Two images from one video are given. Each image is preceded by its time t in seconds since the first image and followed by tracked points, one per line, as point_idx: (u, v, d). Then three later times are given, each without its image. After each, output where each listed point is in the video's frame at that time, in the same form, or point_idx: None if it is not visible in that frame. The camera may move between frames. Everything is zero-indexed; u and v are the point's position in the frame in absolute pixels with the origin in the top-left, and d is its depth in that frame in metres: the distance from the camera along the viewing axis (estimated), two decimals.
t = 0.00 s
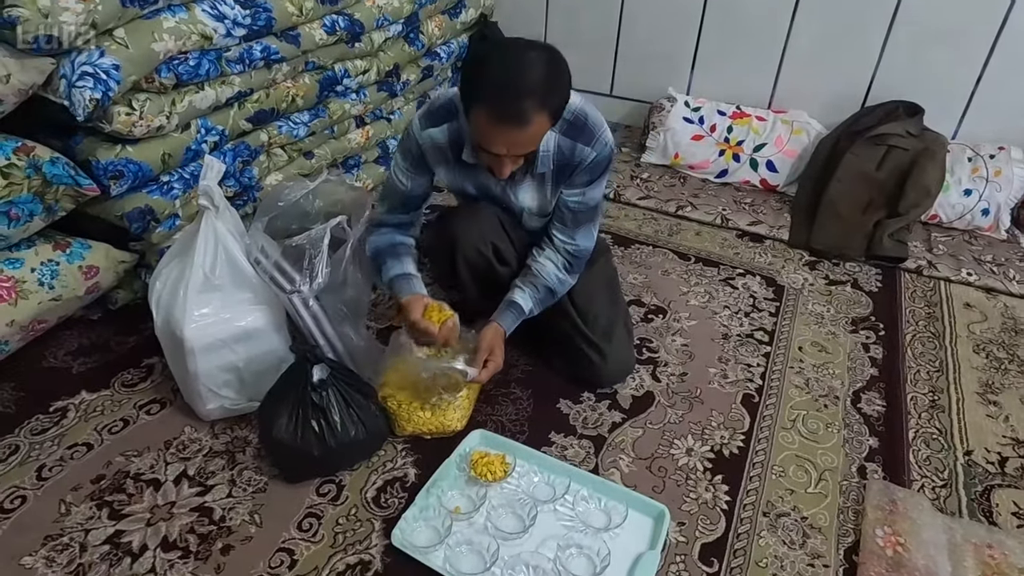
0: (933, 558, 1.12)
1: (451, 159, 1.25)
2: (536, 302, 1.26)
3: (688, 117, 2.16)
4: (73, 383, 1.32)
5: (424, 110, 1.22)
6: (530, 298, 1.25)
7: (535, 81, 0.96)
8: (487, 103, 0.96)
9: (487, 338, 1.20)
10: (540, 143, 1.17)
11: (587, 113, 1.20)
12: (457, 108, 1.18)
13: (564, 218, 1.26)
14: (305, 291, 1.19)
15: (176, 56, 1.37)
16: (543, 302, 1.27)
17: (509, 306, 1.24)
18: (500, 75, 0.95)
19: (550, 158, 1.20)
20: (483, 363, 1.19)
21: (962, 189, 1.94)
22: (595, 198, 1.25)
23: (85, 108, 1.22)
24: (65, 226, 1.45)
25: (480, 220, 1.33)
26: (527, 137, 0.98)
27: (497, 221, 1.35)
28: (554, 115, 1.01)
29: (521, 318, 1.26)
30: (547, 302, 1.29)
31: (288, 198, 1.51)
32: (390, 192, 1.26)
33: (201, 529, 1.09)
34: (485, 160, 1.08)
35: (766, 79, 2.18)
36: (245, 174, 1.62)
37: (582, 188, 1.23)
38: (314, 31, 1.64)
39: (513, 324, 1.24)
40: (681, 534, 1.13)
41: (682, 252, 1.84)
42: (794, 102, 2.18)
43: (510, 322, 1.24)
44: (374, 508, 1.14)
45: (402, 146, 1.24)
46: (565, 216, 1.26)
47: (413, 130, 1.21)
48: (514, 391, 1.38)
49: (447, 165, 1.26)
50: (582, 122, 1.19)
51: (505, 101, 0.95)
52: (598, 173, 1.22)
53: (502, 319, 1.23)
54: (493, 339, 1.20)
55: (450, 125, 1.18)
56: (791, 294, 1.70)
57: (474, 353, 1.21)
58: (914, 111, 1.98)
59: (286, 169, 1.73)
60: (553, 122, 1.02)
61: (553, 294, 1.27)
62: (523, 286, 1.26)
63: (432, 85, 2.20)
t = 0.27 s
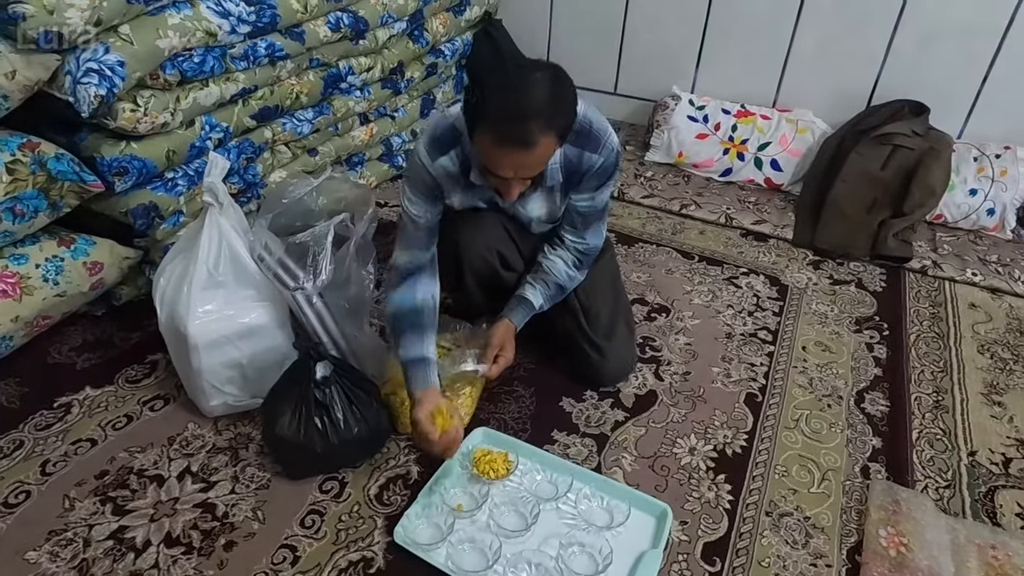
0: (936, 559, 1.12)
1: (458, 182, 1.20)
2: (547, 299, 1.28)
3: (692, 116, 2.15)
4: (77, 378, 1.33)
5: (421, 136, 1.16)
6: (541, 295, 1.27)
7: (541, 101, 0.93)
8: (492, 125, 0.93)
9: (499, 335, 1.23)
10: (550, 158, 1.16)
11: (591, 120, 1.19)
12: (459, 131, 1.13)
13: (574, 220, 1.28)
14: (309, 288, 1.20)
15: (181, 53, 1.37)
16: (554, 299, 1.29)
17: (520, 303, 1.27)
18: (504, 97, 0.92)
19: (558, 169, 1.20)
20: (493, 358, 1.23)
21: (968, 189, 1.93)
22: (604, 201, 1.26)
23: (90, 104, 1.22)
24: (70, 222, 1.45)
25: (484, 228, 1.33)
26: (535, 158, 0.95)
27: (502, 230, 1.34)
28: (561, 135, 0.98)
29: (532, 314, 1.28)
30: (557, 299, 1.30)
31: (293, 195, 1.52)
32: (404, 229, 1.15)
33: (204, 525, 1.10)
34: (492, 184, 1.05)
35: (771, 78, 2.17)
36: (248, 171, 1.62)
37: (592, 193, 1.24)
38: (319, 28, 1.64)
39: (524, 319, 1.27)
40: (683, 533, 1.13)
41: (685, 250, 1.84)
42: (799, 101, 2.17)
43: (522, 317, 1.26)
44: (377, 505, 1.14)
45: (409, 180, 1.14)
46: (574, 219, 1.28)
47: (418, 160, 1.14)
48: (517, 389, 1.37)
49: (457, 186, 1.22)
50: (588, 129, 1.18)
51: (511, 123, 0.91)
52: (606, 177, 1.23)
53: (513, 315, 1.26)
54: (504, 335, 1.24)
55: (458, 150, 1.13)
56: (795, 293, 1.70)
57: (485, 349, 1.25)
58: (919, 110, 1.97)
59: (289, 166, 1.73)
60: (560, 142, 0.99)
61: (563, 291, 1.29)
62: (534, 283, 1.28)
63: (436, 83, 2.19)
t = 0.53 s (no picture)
0: (939, 557, 1.12)
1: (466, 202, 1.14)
2: (555, 297, 1.29)
3: (696, 114, 2.15)
4: (81, 374, 1.33)
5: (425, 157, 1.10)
6: (549, 293, 1.28)
7: (554, 130, 0.87)
8: (502, 156, 0.87)
9: (507, 333, 1.24)
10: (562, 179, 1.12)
11: (600, 131, 1.14)
12: (466, 154, 1.08)
13: (581, 226, 1.26)
14: (313, 284, 1.20)
15: (185, 49, 1.37)
16: (562, 297, 1.30)
17: (528, 301, 1.27)
18: (514, 127, 0.86)
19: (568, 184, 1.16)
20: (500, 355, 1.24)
21: (972, 188, 1.93)
22: (612, 207, 1.24)
23: (95, 100, 1.22)
24: (74, 218, 1.46)
25: (491, 238, 1.33)
26: (547, 189, 0.90)
27: (507, 239, 1.34)
28: (574, 160, 0.92)
29: (540, 311, 1.29)
30: (564, 296, 1.31)
31: (296, 191, 1.52)
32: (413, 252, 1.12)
33: (207, 520, 1.10)
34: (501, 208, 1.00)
35: (775, 76, 2.16)
36: (252, 168, 1.62)
37: (600, 201, 1.22)
38: (322, 25, 1.64)
39: (531, 317, 1.28)
40: (685, 530, 1.13)
41: (688, 248, 1.83)
42: (803, 99, 2.17)
43: (529, 315, 1.27)
44: (380, 501, 1.14)
45: (416, 203, 1.10)
46: (581, 225, 1.26)
47: (425, 183, 1.09)
48: (520, 386, 1.38)
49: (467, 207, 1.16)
50: (596, 141, 1.13)
51: (523, 156, 0.86)
52: (614, 185, 1.20)
53: (520, 313, 1.27)
54: (512, 333, 1.25)
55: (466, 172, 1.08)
56: (798, 292, 1.70)
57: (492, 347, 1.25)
58: (924, 109, 1.97)
59: (293, 162, 1.74)
60: (572, 168, 0.94)
61: (571, 290, 1.29)
62: (542, 282, 1.28)
63: (440, 80, 2.19)
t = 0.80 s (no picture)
0: (938, 554, 1.12)
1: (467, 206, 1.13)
2: (555, 299, 1.29)
3: (697, 112, 2.15)
4: (82, 370, 1.33)
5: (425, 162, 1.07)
6: (549, 295, 1.28)
7: (553, 151, 0.87)
8: (501, 176, 0.87)
9: (506, 333, 1.24)
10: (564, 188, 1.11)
11: (602, 139, 1.12)
12: (466, 161, 1.04)
13: (582, 231, 1.25)
14: (313, 281, 1.20)
15: (186, 46, 1.37)
16: (562, 299, 1.30)
17: (528, 303, 1.27)
18: (513, 148, 0.86)
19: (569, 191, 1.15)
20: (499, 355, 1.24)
21: (973, 186, 1.93)
22: (612, 213, 1.23)
23: (95, 97, 1.22)
24: (75, 214, 1.46)
25: (492, 240, 1.33)
26: (546, 206, 0.91)
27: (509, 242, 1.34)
28: (573, 176, 0.92)
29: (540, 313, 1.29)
30: (564, 298, 1.31)
31: (297, 188, 1.53)
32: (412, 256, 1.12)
33: (208, 516, 1.10)
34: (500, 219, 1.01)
35: (776, 73, 2.16)
36: (253, 165, 1.62)
37: (601, 207, 1.20)
38: (323, 21, 1.64)
39: (531, 319, 1.28)
40: (685, 527, 1.14)
41: (689, 246, 1.83)
42: (804, 97, 2.17)
43: (529, 317, 1.27)
44: (380, 498, 1.14)
45: (415, 209, 1.09)
46: (582, 230, 1.25)
47: (425, 190, 1.07)
48: (521, 383, 1.38)
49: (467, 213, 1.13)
50: (597, 149, 1.12)
51: (522, 177, 0.86)
52: (615, 192, 1.19)
53: (520, 314, 1.27)
54: (511, 333, 1.25)
55: (465, 180, 1.06)
56: (798, 289, 1.70)
57: (491, 347, 1.26)
58: (925, 107, 1.96)
59: (293, 159, 1.73)
60: (571, 182, 0.94)
61: (571, 291, 1.29)
62: (543, 284, 1.28)
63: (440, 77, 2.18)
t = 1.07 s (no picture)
0: (940, 554, 1.12)
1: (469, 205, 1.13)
2: (557, 296, 1.29)
3: (699, 111, 2.15)
4: (85, 367, 1.34)
5: (428, 159, 1.08)
6: (551, 292, 1.28)
7: (555, 146, 0.87)
8: (504, 172, 0.87)
9: (508, 330, 1.23)
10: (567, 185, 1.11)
11: (605, 137, 1.12)
12: (469, 157, 1.05)
13: (585, 228, 1.26)
14: (316, 279, 1.19)
15: (189, 44, 1.37)
16: (565, 296, 1.31)
17: (531, 300, 1.27)
18: (516, 143, 0.86)
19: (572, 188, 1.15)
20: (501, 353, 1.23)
21: (976, 186, 1.92)
22: (615, 210, 1.23)
23: (99, 94, 1.22)
24: (78, 211, 1.46)
25: (496, 237, 1.33)
26: (550, 201, 0.91)
27: (512, 239, 1.34)
28: (577, 172, 0.92)
29: (542, 310, 1.29)
30: (567, 296, 1.31)
31: (300, 187, 1.53)
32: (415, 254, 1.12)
33: (211, 513, 1.11)
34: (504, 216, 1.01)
35: (779, 72, 2.16)
36: (256, 163, 1.62)
37: (604, 204, 1.21)
38: (326, 19, 1.64)
39: (533, 316, 1.28)
40: (687, 526, 1.14)
41: (691, 245, 1.83)
42: (807, 96, 2.16)
43: (531, 314, 1.28)
44: (383, 495, 1.15)
45: (418, 206, 1.08)
46: (585, 227, 1.26)
47: (428, 187, 1.07)
48: (523, 382, 1.38)
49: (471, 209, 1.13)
50: (599, 146, 1.12)
51: (525, 172, 0.86)
52: (619, 189, 1.19)
53: (522, 312, 1.27)
54: (513, 330, 1.24)
55: (469, 176, 1.06)
56: (801, 289, 1.70)
57: (493, 344, 1.25)
58: (928, 106, 1.96)
59: (296, 158, 1.74)
60: (574, 178, 0.94)
61: (574, 289, 1.30)
62: (545, 281, 1.29)
63: (443, 76, 2.18)
